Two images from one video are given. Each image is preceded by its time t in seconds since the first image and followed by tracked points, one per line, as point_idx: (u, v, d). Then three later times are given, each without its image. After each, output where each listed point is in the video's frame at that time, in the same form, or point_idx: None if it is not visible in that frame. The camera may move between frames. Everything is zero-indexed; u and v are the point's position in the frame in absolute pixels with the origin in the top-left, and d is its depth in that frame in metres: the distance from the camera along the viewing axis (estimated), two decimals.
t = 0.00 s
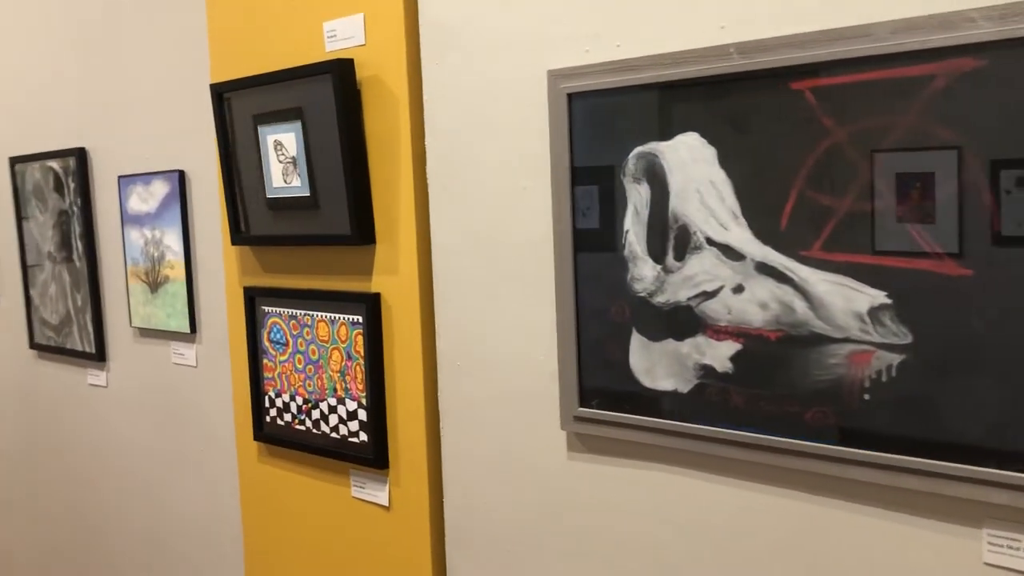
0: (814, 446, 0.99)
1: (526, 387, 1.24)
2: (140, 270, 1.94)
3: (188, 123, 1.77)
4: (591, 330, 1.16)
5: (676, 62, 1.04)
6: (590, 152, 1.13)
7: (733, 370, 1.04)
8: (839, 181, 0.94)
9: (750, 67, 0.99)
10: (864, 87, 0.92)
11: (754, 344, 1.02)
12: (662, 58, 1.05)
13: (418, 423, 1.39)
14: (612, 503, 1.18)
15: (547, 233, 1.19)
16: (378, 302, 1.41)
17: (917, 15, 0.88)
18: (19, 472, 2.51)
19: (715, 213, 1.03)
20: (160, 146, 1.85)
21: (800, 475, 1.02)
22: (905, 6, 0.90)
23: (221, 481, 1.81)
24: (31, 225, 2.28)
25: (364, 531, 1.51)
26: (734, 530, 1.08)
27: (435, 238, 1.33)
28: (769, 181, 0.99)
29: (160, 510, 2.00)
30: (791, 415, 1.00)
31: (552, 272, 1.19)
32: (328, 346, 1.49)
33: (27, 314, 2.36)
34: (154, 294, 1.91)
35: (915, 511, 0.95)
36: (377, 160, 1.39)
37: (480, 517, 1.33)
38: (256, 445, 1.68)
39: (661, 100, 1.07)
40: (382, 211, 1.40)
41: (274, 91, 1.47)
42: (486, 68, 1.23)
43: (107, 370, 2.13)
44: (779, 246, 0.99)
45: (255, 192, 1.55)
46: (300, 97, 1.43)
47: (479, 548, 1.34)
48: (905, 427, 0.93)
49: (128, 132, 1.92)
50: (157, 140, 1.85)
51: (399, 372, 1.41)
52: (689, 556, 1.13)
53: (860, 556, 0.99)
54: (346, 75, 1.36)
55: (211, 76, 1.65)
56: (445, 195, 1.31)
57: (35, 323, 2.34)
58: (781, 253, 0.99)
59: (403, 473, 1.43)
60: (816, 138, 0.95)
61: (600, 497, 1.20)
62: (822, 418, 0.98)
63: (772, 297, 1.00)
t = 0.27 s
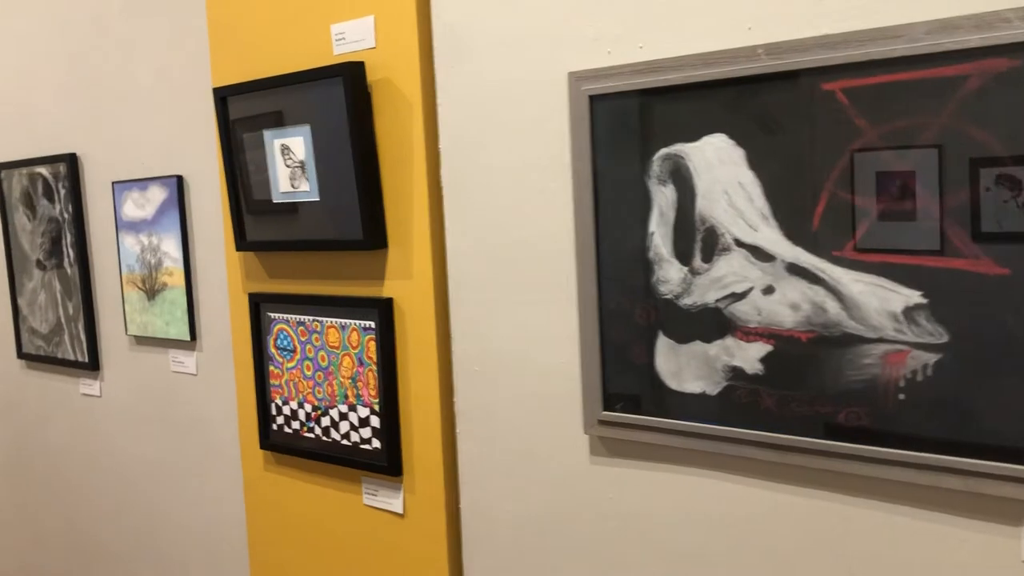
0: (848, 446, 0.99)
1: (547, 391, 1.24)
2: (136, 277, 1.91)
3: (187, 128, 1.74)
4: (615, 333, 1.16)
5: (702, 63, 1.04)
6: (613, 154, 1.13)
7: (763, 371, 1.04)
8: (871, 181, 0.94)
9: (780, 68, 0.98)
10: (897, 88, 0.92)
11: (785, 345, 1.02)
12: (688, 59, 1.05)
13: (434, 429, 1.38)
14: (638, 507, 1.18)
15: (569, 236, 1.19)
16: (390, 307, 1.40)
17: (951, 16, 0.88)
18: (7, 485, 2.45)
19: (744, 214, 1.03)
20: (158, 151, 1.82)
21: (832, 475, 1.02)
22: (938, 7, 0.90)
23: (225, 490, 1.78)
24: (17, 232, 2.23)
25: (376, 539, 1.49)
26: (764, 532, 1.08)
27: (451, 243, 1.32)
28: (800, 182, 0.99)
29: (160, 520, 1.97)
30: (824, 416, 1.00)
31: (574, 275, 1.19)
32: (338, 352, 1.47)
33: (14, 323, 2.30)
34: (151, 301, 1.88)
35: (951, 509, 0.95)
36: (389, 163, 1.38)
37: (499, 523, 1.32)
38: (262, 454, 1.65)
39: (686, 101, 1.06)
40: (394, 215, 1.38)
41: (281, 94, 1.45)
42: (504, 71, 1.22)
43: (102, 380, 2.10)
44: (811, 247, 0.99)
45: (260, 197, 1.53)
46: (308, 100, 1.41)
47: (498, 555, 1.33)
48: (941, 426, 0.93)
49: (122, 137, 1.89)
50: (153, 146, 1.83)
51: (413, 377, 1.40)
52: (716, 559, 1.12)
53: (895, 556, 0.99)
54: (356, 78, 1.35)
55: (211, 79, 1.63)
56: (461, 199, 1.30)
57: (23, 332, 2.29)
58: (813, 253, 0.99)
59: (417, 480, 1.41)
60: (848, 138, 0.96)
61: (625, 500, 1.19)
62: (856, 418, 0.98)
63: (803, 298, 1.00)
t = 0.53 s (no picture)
0: (885, 442, 0.99)
1: (573, 393, 1.23)
2: (132, 283, 1.87)
3: (188, 131, 1.72)
4: (643, 333, 1.15)
5: (733, 62, 1.04)
6: (641, 153, 1.12)
7: (798, 369, 1.04)
8: (907, 178, 0.95)
9: (814, 66, 0.99)
10: (934, 85, 0.93)
11: (820, 342, 1.02)
12: (718, 57, 1.05)
13: (454, 432, 1.37)
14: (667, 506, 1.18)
15: (595, 236, 1.18)
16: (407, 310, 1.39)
17: (990, 14, 0.89)
18: None
19: (777, 212, 1.03)
20: (156, 154, 1.79)
21: (868, 471, 1.03)
22: (974, 6, 0.91)
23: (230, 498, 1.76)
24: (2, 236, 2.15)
25: (393, 544, 1.48)
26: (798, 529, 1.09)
27: (470, 244, 1.31)
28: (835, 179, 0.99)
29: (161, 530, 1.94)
30: (860, 412, 1.01)
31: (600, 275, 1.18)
32: (352, 356, 1.46)
33: None
34: (149, 308, 1.85)
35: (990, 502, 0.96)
36: (404, 164, 1.36)
37: (523, 525, 1.32)
38: (270, 460, 1.63)
39: (716, 100, 1.06)
40: (410, 217, 1.37)
41: (290, 95, 1.43)
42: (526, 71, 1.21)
43: (95, 388, 2.06)
44: (846, 245, 0.99)
45: (268, 200, 1.51)
46: (320, 101, 1.39)
47: (521, 557, 1.32)
48: (980, 420, 0.94)
49: (117, 141, 1.86)
50: (151, 149, 1.80)
51: (431, 380, 1.38)
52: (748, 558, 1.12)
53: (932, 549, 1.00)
54: (371, 79, 1.33)
55: (215, 81, 1.60)
56: (481, 201, 1.29)
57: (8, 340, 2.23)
58: (849, 251, 0.99)
59: (436, 483, 1.40)
60: (884, 136, 0.96)
61: (654, 500, 1.19)
62: (893, 413, 0.99)
63: (839, 295, 1.00)
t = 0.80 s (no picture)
0: (919, 431, 1.01)
1: (599, 384, 1.24)
2: (139, 275, 1.86)
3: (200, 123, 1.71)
4: (673, 324, 1.16)
5: (767, 55, 1.04)
6: (671, 146, 1.13)
7: (830, 359, 1.05)
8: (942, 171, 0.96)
9: (850, 60, 1.00)
10: (971, 79, 0.94)
11: (853, 333, 1.03)
12: (752, 50, 1.05)
13: (476, 423, 1.37)
14: (694, 496, 1.19)
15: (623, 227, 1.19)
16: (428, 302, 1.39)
17: None
18: None
19: (811, 204, 1.04)
20: (165, 145, 1.78)
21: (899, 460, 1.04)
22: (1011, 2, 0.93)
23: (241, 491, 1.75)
24: None
25: (411, 536, 1.48)
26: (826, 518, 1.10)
27: (493, 236, 1.31)
28: (870, 172, 1.00)
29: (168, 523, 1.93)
30: (893, 402, 1.02)
31: (628, 266, 1.19)
32: (370, 347, 1.45)
33: None
34: (156, 300, 1.83)
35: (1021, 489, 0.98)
36: (426, 156, 1.36)
37: (546, 516, 1.32)
38: (284, 453, 1.63)
39: (749, 93, 1.07)
40: (431, 209, 1.37)
41: (310, 87, 1.42)
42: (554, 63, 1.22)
43: (99, 382, 2.04)
44: (881, 236, 1.00)
45: (286, 192, 1.50)
46: (339, 93, 1.38)
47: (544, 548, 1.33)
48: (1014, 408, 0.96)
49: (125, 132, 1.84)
50: (160, 141, 1.78)
51: (453, 372, 1.39)
52: (775, 548, 1.13)
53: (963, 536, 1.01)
54: (394, 70, 1.33)
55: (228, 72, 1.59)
56: (506, 193, 1.29)
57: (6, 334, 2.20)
58: (883, 242, 1.00)
59: (457, 475, 1.41)
60: (919, 129, 0.97)
61: (680, 490, 1.20)
62: (926, 403, 1.00)
63: (873, 286, 1.01)
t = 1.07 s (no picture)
0: (953, 425, 1.00)
1: (624, 376, 1.23)
2: (149, 266, 1.84)
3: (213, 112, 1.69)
4: (701, 316, 1.15)
5: (803, 45, 1.03)
6: (702, 137, 1.12)
7: (863, 353, 1.05)
8: (980, 164, 0.96)
9: (887, 51, 0.99)
10: (1012, 71, 0.93)
11: (887, 326, 1.03)
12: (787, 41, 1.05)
13: (496, 416, 1.36)
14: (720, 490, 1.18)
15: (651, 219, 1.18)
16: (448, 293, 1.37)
17: None
18: None
19: (846, 196, 1.03)
20: (177, 135, 1.76)
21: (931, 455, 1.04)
22: None
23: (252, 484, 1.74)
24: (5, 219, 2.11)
25: (428, 529, 1.47)
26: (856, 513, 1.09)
27: (516, 227, 1.30)
28: (906, 164, 1.00)
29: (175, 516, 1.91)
30: (926, 396, 1.02)
31: (656, 258, 1.18)
32: (388, 339, 1.44)
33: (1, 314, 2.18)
34: (166, 291, 1.81)
35: None
36: (449, 146, 1.35)
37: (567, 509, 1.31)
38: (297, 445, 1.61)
39: (783, 83, 1.06)
40: (453, 200, 1.36)
41: (329, 75, 1.40)
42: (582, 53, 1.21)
43: (105, 373, 2.02)
44: (917, 229, 1.00)
45: (303, 182, 1.48)
46: (361, 82, 1.37)
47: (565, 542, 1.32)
48: None
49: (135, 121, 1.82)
50: (172, 130, 1.76)
51: (473, 364, 1.37)
52: (802, 543, 1.13)
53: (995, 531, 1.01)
54: (417, 59, 1.31)
55: (245, 61, 1.57)
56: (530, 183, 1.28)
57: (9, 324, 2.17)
58: (919, 235, 0.99)
59: (476, 468, 1.39)
60: (958, 120, 0.96)
61: (706, 485, 1.19)
62: (960, 397, 1.00)
63: (908, 279, 1.01)
